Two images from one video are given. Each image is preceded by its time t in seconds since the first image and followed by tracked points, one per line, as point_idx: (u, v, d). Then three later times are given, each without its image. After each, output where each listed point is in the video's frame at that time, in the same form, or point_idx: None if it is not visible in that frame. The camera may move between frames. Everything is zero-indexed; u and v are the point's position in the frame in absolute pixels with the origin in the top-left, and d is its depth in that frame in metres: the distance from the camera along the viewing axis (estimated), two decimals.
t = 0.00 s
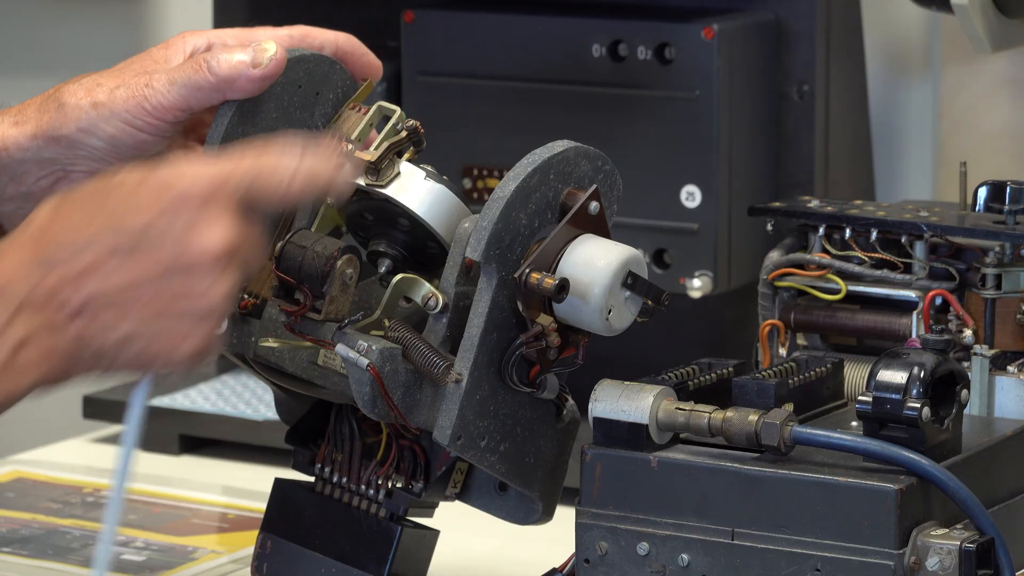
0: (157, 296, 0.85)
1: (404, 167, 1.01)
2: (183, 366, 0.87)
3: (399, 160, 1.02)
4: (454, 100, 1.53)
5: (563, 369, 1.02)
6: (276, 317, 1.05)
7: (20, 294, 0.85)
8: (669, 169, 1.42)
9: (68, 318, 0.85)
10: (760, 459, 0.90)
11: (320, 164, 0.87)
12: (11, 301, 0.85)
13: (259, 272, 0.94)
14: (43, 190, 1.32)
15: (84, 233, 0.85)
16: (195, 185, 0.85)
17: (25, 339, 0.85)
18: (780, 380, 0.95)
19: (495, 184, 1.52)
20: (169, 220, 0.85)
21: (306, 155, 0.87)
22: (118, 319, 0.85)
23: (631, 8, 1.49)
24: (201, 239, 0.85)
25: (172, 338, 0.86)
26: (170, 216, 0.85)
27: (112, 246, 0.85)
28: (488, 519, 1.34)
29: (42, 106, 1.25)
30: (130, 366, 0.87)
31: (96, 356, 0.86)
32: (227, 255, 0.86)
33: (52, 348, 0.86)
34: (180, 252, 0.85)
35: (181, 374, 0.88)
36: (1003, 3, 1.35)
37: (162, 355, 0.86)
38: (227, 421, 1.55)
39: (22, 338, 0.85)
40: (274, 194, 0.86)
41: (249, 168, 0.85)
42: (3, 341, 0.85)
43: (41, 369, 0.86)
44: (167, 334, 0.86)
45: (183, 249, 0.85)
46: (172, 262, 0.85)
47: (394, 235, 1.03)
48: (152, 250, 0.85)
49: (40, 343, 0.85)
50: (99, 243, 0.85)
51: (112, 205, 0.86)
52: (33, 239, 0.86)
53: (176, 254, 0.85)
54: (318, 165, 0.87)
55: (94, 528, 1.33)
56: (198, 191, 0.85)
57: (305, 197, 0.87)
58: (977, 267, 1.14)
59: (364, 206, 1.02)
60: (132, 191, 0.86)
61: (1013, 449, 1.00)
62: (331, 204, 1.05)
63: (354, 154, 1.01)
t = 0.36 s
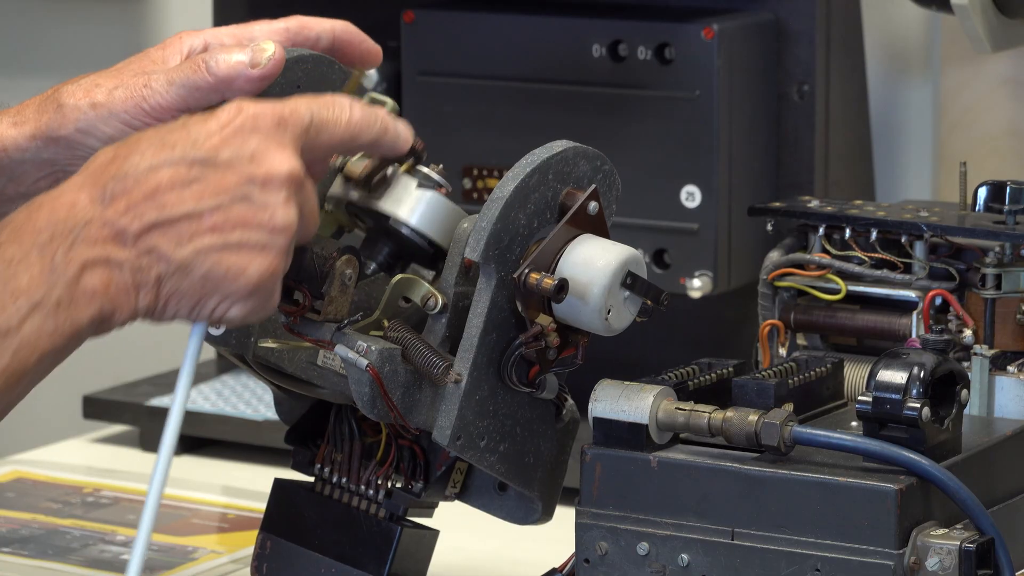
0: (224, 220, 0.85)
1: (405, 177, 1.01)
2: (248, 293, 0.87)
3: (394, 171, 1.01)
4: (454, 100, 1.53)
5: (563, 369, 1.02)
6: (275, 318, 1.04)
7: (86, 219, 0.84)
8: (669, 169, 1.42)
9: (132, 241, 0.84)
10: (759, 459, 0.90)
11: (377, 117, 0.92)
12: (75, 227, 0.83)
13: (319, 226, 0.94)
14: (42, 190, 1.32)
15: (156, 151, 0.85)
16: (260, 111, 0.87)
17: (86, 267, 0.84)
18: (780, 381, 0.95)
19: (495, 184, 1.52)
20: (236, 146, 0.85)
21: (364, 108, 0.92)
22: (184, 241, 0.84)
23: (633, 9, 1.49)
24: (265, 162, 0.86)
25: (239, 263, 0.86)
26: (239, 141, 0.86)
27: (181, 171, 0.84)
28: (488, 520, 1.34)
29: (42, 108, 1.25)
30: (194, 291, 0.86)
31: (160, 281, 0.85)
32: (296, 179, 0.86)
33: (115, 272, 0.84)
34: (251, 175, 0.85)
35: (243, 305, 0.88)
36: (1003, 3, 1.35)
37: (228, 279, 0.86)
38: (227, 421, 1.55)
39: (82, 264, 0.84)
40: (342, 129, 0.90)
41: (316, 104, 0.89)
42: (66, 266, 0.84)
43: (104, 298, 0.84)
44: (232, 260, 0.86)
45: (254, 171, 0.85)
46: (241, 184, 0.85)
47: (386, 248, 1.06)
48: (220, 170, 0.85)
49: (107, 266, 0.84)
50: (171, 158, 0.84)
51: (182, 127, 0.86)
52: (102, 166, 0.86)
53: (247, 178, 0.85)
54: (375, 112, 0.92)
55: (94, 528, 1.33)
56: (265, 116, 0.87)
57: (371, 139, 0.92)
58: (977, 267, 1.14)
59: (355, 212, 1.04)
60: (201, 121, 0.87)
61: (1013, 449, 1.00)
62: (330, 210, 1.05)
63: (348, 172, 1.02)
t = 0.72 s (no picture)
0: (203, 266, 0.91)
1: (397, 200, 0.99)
2: (228, 337, 0.93)
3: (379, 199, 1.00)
4: (454, 100, 1.53)
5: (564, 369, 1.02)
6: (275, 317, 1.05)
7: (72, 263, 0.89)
8: (669, 168, 1.42)
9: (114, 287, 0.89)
10: (760, 459, 0.90)
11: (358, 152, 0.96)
12: (60, 269, 0.89)
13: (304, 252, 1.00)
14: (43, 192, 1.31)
15: (140, 192, 0.89)
16: (245, 152, 0.91)
17: (69, 308, 0.89)
18: (780, 381, 0.95)
19: (495, 184, 1.52)
20: (218, 194, 0.90)
21: (346, 139, 0.96)
22: (163, 288, 0.90)
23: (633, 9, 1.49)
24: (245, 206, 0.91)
25: (219, 309, 0.92)
26: (222, 187, 0.91)
27: (164, 215, 0.89)
28: (488, 520, 1.34)
29: (43, 108, 1.25)
30: (173, 333, 0.92)
31: (141, 324, 0.91)
32: (278, 224, 0.92)
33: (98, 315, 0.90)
34: (234, 224, 0.91)
35: (222, 346, 0.94)
36: (1003, 3, 1.35)
37: (208, 325, 0.92)
38: (226, 421, 1.55)
39: (66, 306, 0.89)
40: (326, 166, 0.94)
41: (301, 141, 0.93)
42: (48, 308, 0.89)
43: (85, 338, 0.90)
44: (212, 307, 0.92)
45: (238, 220, 0.91)
46: (223, 234, 0.91)
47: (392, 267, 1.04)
48: (204, 216, 0.90)
49: (90, 308, 0.90)
50: (155, 204, 0.89)
51: (166, 168, 0.90)
52: (85, 204, 0.90)
53: (230, 226, 0.91)
54: (360, 146, 0.96)
55: (94, 528, 1.33)
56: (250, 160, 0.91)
57: (352, 175, 0.96)
58: (977, 267, 1.14)
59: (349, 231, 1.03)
60: (184, 160, 0.91)
61: (1013, 449, 1.00)
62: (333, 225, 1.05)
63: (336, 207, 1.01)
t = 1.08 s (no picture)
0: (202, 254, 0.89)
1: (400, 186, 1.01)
2: (228, 325, 0.92)
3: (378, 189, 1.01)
4: (453, 100, 1.53)
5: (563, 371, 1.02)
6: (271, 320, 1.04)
7: (71, 253, 0.88)
8: (669, 168, 1.42)
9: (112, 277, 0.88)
10: (760, 459, 0.90)
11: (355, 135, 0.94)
12: (58, 260, 0.88)
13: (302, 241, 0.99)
14: (41, 189, 1.32)
15: (136, 180, 0.88)
16: (242, 137, 0.89)
17: (67, 298, 0.88)
18: (780, 381, 0.95)
19: (495, 184, 1.52)
20: (216, 181, 0.88)
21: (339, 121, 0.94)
22: (161, 276, 0.89)
23: (632, 8, 1.49)
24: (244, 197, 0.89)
25: (218, 297, 0.90)
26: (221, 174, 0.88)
27: (161, 203, 0.87)
28: (488, 519, 1.34)
29: (38, 107, 1.25)
30: (174, 323, 0.91)
31: (140, 314, 0.90)
32: (276, 210, 0.90)
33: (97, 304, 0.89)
34: (233, 210, 0.89)
35: (223, 335, 0.93)
36: (1003, 4, 1.35)
37: (208, 314, 0.91)
38: (226, 421, 1.55)
39: (63, 298, 0.88)
40: (322, 151, 0.93)
41: (297, 125, 0.91)
42: (47, 299, 0.88)
43: (84, 330, 0.89)
44: (211, 296, 0.90)
45: (234, 207, 0.89)
46: (220, 221, 0.89)
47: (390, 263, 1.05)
48: (201, 204, 0.88)
49: (88, 298, 0.88)
50: (150, 192, 0.87)
51: (162, 155, 0.88)
52: (84, 193, 0.88)
53: (227, 213, 0.89)
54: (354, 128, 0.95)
55: (93, 528, 1.33)
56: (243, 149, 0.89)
57: (348, 158, 0.95)
58: (977, 267, 1.14)
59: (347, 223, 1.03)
60: (181, 147, 0.89)
61: (1013, 449, 1.00)
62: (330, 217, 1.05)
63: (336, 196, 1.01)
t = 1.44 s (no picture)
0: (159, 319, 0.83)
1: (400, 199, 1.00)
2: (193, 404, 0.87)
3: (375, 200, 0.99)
4: (453, 100, 1.53)
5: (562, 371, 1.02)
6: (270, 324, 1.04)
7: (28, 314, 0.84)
8: (669, 168, 1.42)
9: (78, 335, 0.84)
10: (759, 459, 0.90)
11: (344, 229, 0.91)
12: (21, 320, 0.83)
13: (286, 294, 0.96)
14: (39, 189, 1.34)
15: (105, 248, 0.83)
16: (228, 205, 0.82)
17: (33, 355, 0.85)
18: (780, 380, 0.95)
19: (495, 184, 1.52)
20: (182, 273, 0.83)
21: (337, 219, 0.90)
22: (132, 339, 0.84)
23: (632, 8, 1.49)
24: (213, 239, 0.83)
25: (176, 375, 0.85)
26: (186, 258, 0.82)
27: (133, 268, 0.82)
28: (488, 519, 1.34)
29: (37, 107, 1.27)
30: (138, 390, 0.86)
31: (105, 379, 0.86)
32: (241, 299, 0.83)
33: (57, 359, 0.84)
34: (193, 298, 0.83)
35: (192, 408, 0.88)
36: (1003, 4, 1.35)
37: (170, 392, 0.86)
38: (226, 421, 1.55)
39: (28, 358, 0.85)
40: (315, 241, 0.87)
41: (288, 224, 0.84)
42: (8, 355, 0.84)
43: (46, 388, 0.86)
44: (173, 374, 0.85)
45: (196, 297, 0.83)
46: (184, 303, 0.83)
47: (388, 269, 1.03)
48: (164, 292, 0.83)
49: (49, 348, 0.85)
50: (120, 263, 0.82)
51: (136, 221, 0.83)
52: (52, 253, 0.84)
53: (189, 296, 0.83)
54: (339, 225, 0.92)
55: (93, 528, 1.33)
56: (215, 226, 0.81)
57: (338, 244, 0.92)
58: (977, 267, 1.14)
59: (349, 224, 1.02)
60: (154, 214, 0.83)
61: (1013, 449, 1.00)
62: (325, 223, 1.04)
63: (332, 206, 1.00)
